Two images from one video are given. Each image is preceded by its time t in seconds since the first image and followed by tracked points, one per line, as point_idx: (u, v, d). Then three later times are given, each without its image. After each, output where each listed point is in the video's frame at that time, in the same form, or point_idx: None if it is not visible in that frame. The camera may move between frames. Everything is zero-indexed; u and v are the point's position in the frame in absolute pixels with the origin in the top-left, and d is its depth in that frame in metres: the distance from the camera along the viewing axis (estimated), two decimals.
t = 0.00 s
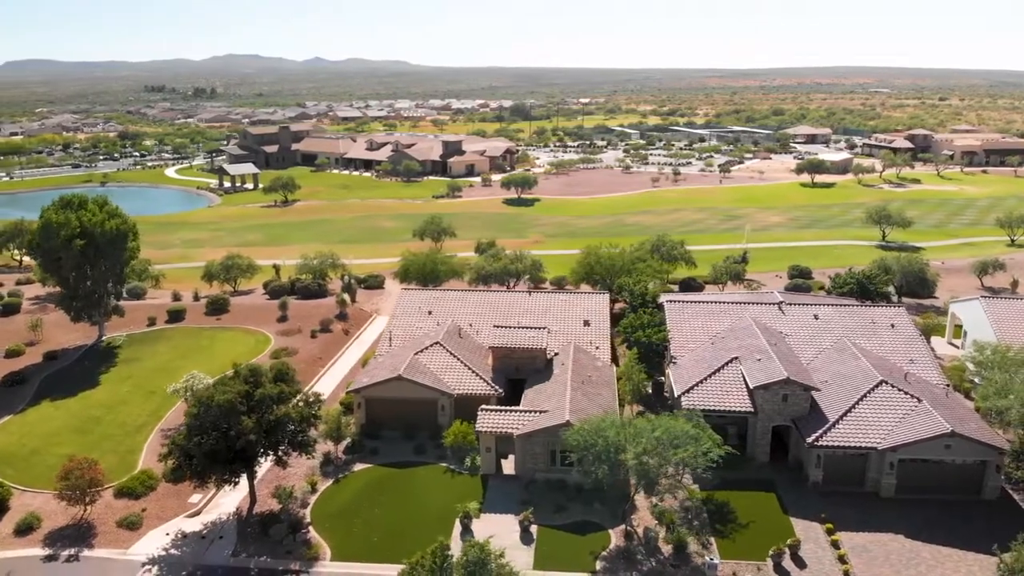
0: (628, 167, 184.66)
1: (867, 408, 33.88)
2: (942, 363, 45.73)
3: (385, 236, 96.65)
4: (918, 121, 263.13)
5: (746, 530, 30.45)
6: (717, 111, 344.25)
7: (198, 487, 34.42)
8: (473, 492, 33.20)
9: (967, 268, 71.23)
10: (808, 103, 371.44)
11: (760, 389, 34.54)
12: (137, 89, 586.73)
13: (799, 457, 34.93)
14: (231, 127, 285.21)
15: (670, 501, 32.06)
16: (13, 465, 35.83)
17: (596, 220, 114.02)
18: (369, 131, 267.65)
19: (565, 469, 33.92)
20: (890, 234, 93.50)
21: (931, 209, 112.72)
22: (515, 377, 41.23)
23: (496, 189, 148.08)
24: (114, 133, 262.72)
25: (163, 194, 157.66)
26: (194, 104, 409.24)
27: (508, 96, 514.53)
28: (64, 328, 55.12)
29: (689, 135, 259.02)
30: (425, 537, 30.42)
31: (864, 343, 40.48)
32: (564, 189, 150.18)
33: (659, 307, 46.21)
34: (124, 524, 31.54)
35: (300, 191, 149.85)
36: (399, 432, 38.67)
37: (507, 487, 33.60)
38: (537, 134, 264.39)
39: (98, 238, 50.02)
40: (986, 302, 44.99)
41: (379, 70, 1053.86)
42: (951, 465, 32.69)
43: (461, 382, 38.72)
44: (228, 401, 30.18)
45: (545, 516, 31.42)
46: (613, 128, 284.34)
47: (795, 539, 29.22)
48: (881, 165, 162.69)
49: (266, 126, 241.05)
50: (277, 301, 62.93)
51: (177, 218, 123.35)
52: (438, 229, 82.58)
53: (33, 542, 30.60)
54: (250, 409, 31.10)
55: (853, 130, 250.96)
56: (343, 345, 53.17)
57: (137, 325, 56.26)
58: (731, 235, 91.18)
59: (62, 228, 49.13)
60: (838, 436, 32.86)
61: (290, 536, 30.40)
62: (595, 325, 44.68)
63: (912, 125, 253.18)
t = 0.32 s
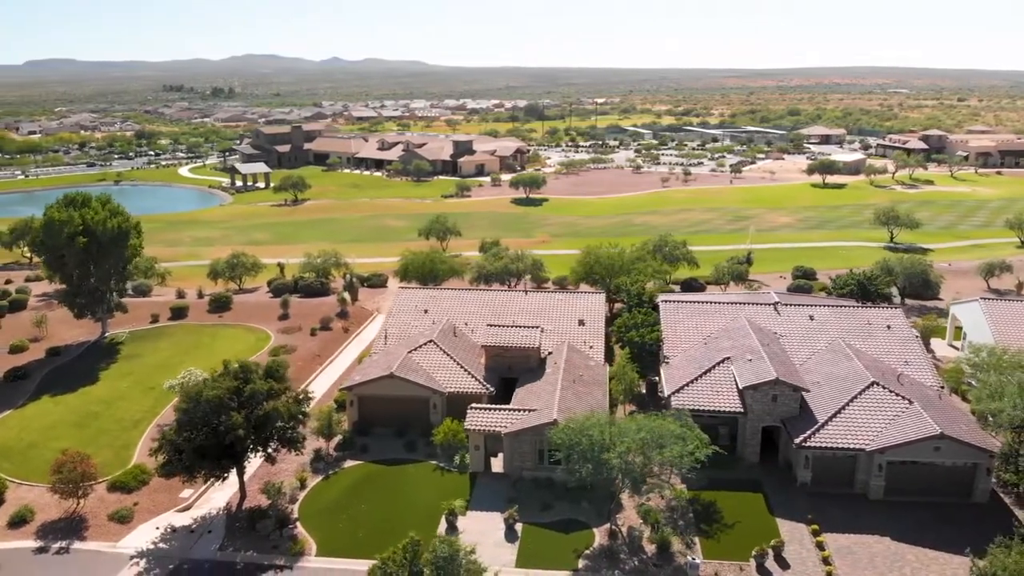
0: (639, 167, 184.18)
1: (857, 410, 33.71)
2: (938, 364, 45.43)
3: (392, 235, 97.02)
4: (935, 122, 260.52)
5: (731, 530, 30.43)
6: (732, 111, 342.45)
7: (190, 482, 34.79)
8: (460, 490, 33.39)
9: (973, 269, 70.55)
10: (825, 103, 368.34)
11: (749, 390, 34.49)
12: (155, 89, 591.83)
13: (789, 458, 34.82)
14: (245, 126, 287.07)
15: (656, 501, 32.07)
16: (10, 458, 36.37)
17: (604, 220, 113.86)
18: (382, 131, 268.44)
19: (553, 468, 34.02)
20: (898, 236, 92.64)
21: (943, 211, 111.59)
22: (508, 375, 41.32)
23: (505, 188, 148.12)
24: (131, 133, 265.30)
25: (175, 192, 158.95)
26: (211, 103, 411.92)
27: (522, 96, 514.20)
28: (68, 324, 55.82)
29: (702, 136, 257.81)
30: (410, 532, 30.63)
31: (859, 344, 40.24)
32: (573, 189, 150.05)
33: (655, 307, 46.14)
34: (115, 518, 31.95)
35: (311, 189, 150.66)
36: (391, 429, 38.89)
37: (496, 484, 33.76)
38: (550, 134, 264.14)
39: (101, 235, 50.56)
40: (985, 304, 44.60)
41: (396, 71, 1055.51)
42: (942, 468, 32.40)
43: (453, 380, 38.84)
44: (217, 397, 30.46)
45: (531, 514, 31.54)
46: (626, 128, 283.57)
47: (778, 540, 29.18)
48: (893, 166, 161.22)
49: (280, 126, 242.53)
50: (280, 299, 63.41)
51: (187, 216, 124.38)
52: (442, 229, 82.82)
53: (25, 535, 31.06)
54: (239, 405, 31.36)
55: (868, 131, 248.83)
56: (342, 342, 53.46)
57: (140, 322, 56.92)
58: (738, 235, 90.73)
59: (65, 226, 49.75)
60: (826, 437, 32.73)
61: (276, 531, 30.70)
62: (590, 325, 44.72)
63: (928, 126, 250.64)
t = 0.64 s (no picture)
0: (651, 167, 183.62)
1: (846, 410, 33.53)
2: (935, 366, 44.99)
3: (399, 234, 97.39)
4: (953, 123, 257.50)
5: (714, 530, 30.41)
6: (748, 111, 340.32)
7: (182, 477, 35.22)
8: (447, 487, 33.58)
9: (981, 272, 69.78)
10: (843, 103, 365.02)
11: (737, 390, 34.44)
12: (175, 88, 596.74)
13: (777, 458, 34.68)
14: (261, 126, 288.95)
15: (641, 500, 32.09)
16: (8, 450, 36.93)
17: (612, 220, 113.54)
18: (396, 131, 269.20)
19: (539, 466, 34.16)
20: (907, 237, 91.72)
21: (955, 212, 110.35)
22: (500, 374, 41.47)
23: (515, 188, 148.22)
24: (148, 132, 267.88)
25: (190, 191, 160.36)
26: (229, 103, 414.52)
27: (539, 96, 513.48)
28: (73, 320, 56.65)
29: (716, 136, 256.40)
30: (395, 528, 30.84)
31: (853, 345, 40.02)
32: (583, 189, 149.87)
33: (651, 307, 46.09)
34: (106, 511, 32.39)
35: (322, 188, 151.47)
36: (383, 426, 39.16)
37: (483, 482, 33.92)
38: (563, 134, 263.76)
39: (103, 233, 51.29)
40: (984, 305, 44.15)
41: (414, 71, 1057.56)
42: (930, 471, 32.09)
43: (444, 378, 39.04)
44: (206, 392, 30.84)
45: (516, 512, 31.69)
46: (640, 128, 282.62)
47: (761, 540, 29.11)
48: (908, 167, 159.59)
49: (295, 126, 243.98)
50: (283, 297, 63.90)
51: (199, 215, 125.50)
52: (448, 228, 83.07)
53: (18, 526, 31.53)
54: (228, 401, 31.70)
55: (885, 132, 246.51)
56: (341, 340, 53.78)
57: (144, 318, 57.71)
58: (745, 236, 90.26)
59: (68, 223, 50.54)
60: (813, 438, 32.57)
61: (263, 526, 31.05)
62: (584, 325, 44.72)
63: (946, 127, 247.93)
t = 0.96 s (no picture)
0: (664, 168, 182.97)
1: (834, 412, 33.34)
2: (933, 368, 44.66)
3: (407, 233, 97.80)
4: (973, 124, 254.12)
5: (698, 531, 30.40)
6: (766, 111, 337.94)
7: (174, 471, 35.69)
8: (434, 484, 33.82)
9: (989, 274, 68.87)
10: (863, 103, 361.41)
11: (725, 390, 34.38)
12: (197, 88, 602.71)
13: (766, 459, 34.57)
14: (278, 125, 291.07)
15: (625, 500, 32.14)
16: (7, 444, 37.61)
17: (621, 220, 113.31)
18: (412, 130, 270.03)
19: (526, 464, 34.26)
20: (918, 239, 90.70)
21: (970, 214, 108.93)
22: (491, 372, 41.60)
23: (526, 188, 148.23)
24: (167, 131, 270.78)
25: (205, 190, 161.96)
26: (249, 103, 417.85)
27: (556, 96, 512.99)
28: (80, 316, 57.57)
29: (733, 136, 254.86)
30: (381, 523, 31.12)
31: (847, 347, 39.80)
32: (594, 189, 149.73)
33: (647, 307, 46.00)
34: (98, 504, 32.90)
35: (335, 188, 152.28)
36: (375, 424, 39.45)
37: (470, 479, 34.10)
38: (578, 134, 263.39)
39: (106, 230, 52.11)
40: (984, 307, 43.71)
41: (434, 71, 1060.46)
42: (918, 475, 31.81)
43: (436, 376, 39.27)
44: (195, 387, 31.26)
45: (501, 510, 31.89)
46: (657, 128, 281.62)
47: (742, 541, 29.05)
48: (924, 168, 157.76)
49: (311, 125, 245.67)
50: (286, 295, 64.42)
51: (212, 214, 126.67)
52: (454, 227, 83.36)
53: (12, 518, 32.11)
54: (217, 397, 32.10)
55: (904, 133, 243.86)
56: (341, 338, 54.13)
57: (149, 314, 58.52)
58: (753, 236, 89.70)
59: (73, 220, 51.46)
60: (800, 439, 32.45)
61: (250, 520, 31.44)
62: (579, 325, 44.68)
63: (966, 128, 244.70)
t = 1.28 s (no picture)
0: (678, 168, 182.21)
1: (822, 414, 33.16)
2: (932, 370, 44.20)
3: (416, 233, 98.21)
4: (995, 126, 250.17)
5: (681, 531, 30.37)
6: (785, 112, 335.11)
7: (167, 466, 36.18)
8: (421, 482, 34.03)
9: (999, 277, 67.90)
10: (884, 104, 357.32)
11: (713, 392, 34.31)
12: (219, 88, 608.89)
13: (754, 461, 34.43)
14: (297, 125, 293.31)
15: (609, 500, 32.20)
16: (7, 437, 38.28)
17: (632, 221, 113.00)
18: (428, 130, 270.87)
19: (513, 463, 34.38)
20: (930, 240, 89.56)
21: (985, 216, 107.39)
22: (484, 372, 41.78)
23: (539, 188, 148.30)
24: (187, 130, 273.86)
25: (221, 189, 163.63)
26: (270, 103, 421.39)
27: (574, 96, 512.29)
28: (87, 312, 58.48)
29: (750, 137, 253.00)
30: (366, 519, 31.44)
31: (841, 349, 39.53)
32: (607, 189, 149.54)
33: (643, 307, 45.94)
34: (91, 496, 33.42)
35: (348, 188, 153.29)
36: (367, 421, 39.77)
37: (457, 477, 34.28)
38: (594, 134, 262.92)
39: (111, 228, 52.91)
40: (983, 310, 43.24)
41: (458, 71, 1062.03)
42: (905, 479, 31.53)
43: (428, 374, 39.50)
44: (184, 384, 31.76)
45: (486, 507, 32.08)
46: (673, 128, 280.39)
47: (724, 543, 28.98)
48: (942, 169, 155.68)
49: (328, 125, 247.36)
50: (291, 293, 65.02)
51: (226, 212, 128.03)
52: (461, 227, 83.62)
53: (8, 509, 32.71)
54: (206, 392, 32.57)
55: (924, 133, 240.72)
56: (341, 336, 54.54)
57: (154, 311, 59.32)
58: (761, 237, 89.13)
59: (78, 218, 52.36)
60: (786, 441, 32.30)
61: (237, 515, 31.84)
62: (574, 324, 44.69)
63: (988, 129, 241.01)
